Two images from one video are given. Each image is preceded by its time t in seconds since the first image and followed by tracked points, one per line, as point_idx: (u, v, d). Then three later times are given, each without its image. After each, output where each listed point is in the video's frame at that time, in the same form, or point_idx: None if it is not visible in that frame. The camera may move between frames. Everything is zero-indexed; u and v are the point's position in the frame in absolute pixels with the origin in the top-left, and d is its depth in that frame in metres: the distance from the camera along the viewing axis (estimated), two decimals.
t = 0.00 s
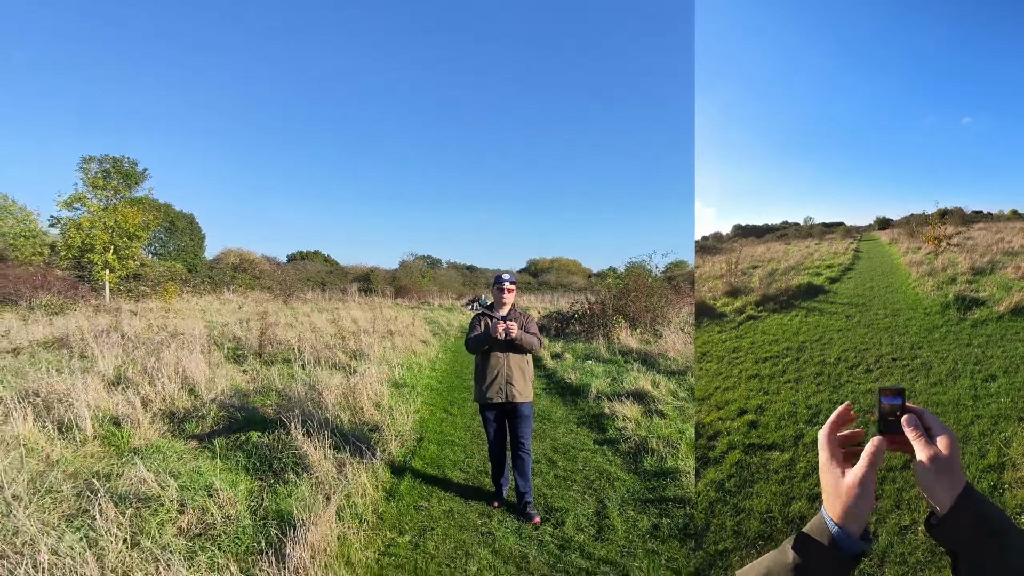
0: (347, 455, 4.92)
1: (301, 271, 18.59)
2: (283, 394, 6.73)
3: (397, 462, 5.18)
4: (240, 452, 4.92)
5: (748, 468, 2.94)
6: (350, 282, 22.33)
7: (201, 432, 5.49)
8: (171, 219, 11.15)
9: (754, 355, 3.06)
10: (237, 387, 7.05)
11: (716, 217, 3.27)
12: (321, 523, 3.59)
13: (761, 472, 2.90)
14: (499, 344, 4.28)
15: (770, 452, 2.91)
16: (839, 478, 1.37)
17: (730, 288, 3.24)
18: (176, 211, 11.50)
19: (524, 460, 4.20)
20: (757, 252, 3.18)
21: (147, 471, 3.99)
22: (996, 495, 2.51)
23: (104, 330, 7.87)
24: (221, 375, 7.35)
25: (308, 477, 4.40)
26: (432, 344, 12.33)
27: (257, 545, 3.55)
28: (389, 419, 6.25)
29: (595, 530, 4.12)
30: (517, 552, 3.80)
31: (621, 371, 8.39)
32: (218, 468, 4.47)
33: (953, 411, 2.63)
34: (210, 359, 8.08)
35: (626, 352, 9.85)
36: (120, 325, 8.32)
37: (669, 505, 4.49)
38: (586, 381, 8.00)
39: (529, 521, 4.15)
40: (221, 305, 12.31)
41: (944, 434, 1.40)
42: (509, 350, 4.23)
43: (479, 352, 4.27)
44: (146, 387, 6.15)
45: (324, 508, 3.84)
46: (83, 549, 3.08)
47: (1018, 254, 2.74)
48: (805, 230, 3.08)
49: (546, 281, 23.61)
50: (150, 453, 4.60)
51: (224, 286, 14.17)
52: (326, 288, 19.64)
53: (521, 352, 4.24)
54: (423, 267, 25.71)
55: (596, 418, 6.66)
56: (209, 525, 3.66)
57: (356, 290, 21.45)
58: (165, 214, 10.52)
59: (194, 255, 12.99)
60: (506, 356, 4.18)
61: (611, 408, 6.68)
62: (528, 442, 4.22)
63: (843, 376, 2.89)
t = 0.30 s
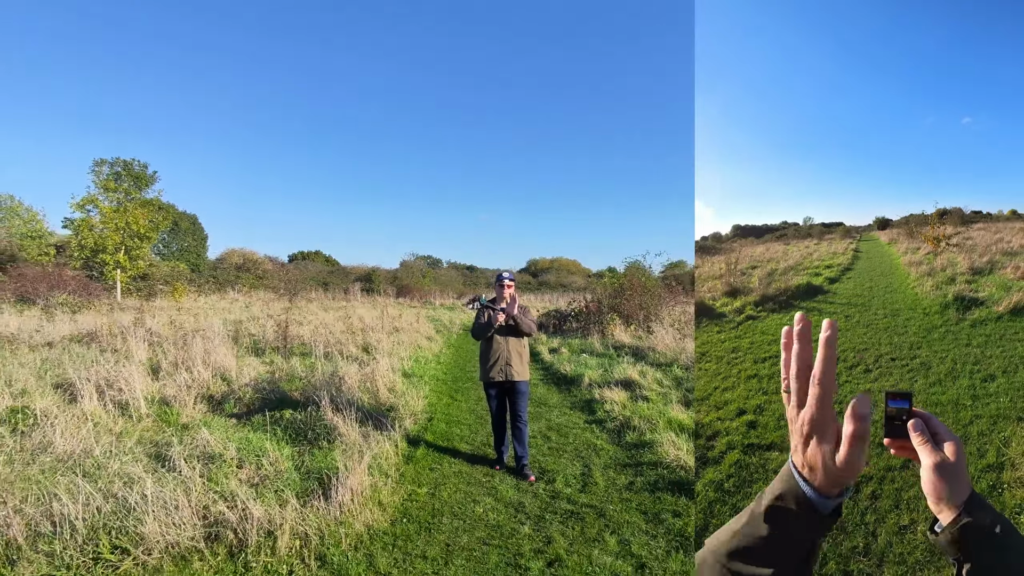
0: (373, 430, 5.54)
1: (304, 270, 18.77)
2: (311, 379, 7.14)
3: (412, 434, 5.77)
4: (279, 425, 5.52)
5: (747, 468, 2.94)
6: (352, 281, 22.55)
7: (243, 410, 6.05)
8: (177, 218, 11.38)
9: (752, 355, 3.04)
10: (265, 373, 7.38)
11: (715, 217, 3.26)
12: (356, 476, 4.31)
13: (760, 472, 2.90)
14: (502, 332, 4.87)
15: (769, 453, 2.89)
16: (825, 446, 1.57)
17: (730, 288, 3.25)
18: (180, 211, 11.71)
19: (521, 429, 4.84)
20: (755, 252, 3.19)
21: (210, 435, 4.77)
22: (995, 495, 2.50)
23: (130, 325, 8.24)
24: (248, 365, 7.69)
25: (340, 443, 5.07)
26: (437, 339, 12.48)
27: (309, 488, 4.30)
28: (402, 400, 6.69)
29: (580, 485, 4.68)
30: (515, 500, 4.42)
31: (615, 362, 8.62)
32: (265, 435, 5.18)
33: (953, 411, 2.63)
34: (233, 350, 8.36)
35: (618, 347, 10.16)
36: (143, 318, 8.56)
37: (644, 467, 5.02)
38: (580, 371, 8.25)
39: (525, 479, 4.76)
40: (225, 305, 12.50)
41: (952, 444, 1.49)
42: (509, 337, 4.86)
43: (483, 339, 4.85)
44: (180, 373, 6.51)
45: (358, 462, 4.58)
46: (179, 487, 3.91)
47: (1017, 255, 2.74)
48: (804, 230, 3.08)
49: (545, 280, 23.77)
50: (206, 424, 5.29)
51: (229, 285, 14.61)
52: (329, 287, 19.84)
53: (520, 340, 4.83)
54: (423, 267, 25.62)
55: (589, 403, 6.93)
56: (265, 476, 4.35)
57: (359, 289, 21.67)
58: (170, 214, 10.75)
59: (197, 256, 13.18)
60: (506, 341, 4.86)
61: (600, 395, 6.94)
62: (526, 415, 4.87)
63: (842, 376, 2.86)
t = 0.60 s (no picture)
0: (378, 426, 5.56)
1: (304, 270, 18.80)
2: (316, 377, 7.17)
3: (415, 432, 5.77)
4: (287, 424, 5.53)
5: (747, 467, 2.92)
6: (353, 281, 22.57)
7: (249, 408, 6.05)
8: (179, 219, 11.43)
9: (751, 355, 3.04)
10: (269, 372, 7.42)
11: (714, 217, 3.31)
12: (365, 469, 4.33)
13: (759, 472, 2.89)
14: (503, 330, 4.88)
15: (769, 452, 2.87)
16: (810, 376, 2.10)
17: (729, 288, 3.26)
18: (183, 214, 11.77)
19: (521, 426, 4.84)
20: (754, 252, 3.20)
21: (225, 431, 4.80)
22: (994, 493, 2.50)
23: (137, 326, 8.26)
24: (254, 364, 7.72)
25: (345, 440, 5.06)
26: (438, 340, 12.49)
27: (321, 481, 4.32)
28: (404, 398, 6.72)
29: (577, 479, 4.70)
30: (515, 493, 4.43)
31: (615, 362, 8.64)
32: (276, 431, 5.19)
33: (952, 409, 2.64)
34: (237, 349, 8.34)
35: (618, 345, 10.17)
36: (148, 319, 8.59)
37: (638, 462, 5.02)
38: (579, 370, 8.27)
39: (525, 474, 4.75)
40: (227, 305, 12.53)
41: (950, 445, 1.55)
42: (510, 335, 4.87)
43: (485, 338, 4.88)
44: (189, 372, 6.53)
45: (366, 456, 4.61)
46: (198, 480, 3.90)
47: (1016, 255, 2.74)
48: (803, 230, 3.10)
49: (546, 280, 23.78)
50: (219, 421, 5.33)
51: (230, 285, 14.65)
52: (329, 287, 19.86)
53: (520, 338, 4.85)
54: (423, 267, 25.61)
55: (586, 401, 6.94)
56: (278, 470, 4.36)
57: (359, 288, 21.69)
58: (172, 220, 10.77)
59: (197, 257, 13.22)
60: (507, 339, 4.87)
61: (598, 393, 6.97)
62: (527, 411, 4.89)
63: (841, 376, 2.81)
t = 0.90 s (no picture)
0: (377, 427, 5.57)
1: (304, 270, 18.80)
2: (316, 378, 7.17)
3: (415, 432, 5.78)
4: (286, 424, 5.54)
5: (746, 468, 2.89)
6: (353, 281, 22.58)
7: (248, 408, 6.05)
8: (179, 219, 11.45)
9: (750, 355, 3.04)
10: (270, 373, 7.43)
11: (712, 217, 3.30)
12: (365, 471, 4.33)
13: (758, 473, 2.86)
14: (503, 331, 4.88)
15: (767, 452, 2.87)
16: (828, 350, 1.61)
17: (727, 288, 3.27)
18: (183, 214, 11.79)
19: (523, 426, 4.83)
20: (753, 252, 3.19)
21: (224, 433, 4.78)
22: (994, 493, 2.49)
23: (136, 325, 8.28)
24: (254, 365, 7.72)
25: (345, 441, 5.06)
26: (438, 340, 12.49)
27: (320, 483, 4.31)
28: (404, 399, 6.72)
29: (578, 481, 4.69)
30: (516, 495, 4.43)
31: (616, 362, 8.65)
32: (275, 433, 5.20)
33: (951, 409, 2.64)
34: (237, 349, 8.33)
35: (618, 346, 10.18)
36: (148, 319, 8.59)
37: (640, 463, 5.02)
38: (580, 370, 8.28)
39: (526, 475, 4.76)
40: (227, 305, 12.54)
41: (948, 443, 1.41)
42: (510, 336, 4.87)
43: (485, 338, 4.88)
44: (189, 372, 6.52)
45: (366, 458, 4.61)
46: (196, 481, 3.90)
47: (1014, 254, 2.75)
48: (801, 230, 3.08)
49: (546, 280, 23.79)
50: (212, 423, 5.30)
51: (230, 285, 14.66)
52: (330, 287, 19.86)
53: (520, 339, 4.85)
54: (423, 267, 25.64)
55: (587, 402, 6.95)
56: (277, 471, 4.36)
57: (359, 288, 21.70)
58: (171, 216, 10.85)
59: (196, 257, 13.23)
60: (507, 340, 4.87)
61: (599, 393, 6.99)
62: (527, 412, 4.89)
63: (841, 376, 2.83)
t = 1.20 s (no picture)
0: (378, 426, 5.57)
1: (304, 271, 18.79)
2: (317, 377, 7.17)
3: (417, 431, 5.78)
4: (287, 423, 5.54)
5: (745, 468, 2.86)
6: (353, 280, 22.57)
7: (249, 408, 6.05)
8: (179, 219, 11.46)
9: (749, 355, 3.04)
10: (271, 372, 7.42)
11: (711, 217, 3.25)
12: (366, 470, 4.33)
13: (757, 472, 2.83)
14: (505, 331, 4.87)
15: (766, 451, 2.85)
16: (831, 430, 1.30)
17: (725, 288, 3.23)
18: (183, 214, 11.81)
19: (523, 425, 4.82)
20: (752, 251, 3.16)
21: (226, 431, 4.77)
22: (993, 491, 2.50)
23: (136, 324, 8.26)
24: (255, 364, 7.71)
25: (347, 440, 5.06)
26: (439, 340, 12.49)
27: (322, 482, 4.31)
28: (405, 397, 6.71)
29: (580, 480, 4.69)
30: (518, 493, 4.43)
31: (617, 361, 8.65)
32: (276, 432, 5.19)
33: (950, 408, 2.64)
34: (238, 349, 8.32)
35: (619, 345, 10.17)
36: (148, 318, 8.58)
37: (641, 462, 5.03)
38: (581, 369, 8.27)
39: (528, 474, 4.76)
40: (227, 305, 12.52)
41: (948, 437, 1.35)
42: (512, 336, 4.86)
43: (487, 339, 4.88)
44: (189, 371, 6.51)
45: (368, 457, 4.60)
46: (198, 480, 3.90)
47: (1014, 253, 2.74)
48: (801, 229, 3.08)
49: (546, 280, 23.78)
50: (214, 422, 5.30)
51: (230, 285, 14.64)
52: (330, 287, 19.85)
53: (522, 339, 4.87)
54: (423, 267, 25.63)
55: (588, 401, 6.95)
56: (278, 470, 4.36)
57: (359, 288, 21.68)
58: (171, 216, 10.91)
59: (197, 257, 13.23)
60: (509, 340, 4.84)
61: (600, 393, 6.98)
62: (528, 411, 4.87)
63: (840, 374, 2.87)
